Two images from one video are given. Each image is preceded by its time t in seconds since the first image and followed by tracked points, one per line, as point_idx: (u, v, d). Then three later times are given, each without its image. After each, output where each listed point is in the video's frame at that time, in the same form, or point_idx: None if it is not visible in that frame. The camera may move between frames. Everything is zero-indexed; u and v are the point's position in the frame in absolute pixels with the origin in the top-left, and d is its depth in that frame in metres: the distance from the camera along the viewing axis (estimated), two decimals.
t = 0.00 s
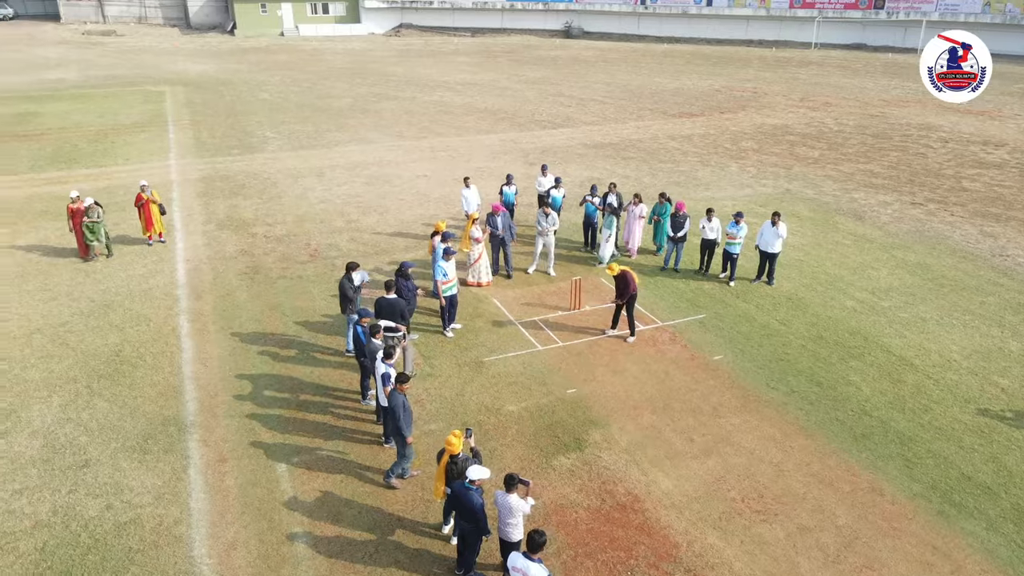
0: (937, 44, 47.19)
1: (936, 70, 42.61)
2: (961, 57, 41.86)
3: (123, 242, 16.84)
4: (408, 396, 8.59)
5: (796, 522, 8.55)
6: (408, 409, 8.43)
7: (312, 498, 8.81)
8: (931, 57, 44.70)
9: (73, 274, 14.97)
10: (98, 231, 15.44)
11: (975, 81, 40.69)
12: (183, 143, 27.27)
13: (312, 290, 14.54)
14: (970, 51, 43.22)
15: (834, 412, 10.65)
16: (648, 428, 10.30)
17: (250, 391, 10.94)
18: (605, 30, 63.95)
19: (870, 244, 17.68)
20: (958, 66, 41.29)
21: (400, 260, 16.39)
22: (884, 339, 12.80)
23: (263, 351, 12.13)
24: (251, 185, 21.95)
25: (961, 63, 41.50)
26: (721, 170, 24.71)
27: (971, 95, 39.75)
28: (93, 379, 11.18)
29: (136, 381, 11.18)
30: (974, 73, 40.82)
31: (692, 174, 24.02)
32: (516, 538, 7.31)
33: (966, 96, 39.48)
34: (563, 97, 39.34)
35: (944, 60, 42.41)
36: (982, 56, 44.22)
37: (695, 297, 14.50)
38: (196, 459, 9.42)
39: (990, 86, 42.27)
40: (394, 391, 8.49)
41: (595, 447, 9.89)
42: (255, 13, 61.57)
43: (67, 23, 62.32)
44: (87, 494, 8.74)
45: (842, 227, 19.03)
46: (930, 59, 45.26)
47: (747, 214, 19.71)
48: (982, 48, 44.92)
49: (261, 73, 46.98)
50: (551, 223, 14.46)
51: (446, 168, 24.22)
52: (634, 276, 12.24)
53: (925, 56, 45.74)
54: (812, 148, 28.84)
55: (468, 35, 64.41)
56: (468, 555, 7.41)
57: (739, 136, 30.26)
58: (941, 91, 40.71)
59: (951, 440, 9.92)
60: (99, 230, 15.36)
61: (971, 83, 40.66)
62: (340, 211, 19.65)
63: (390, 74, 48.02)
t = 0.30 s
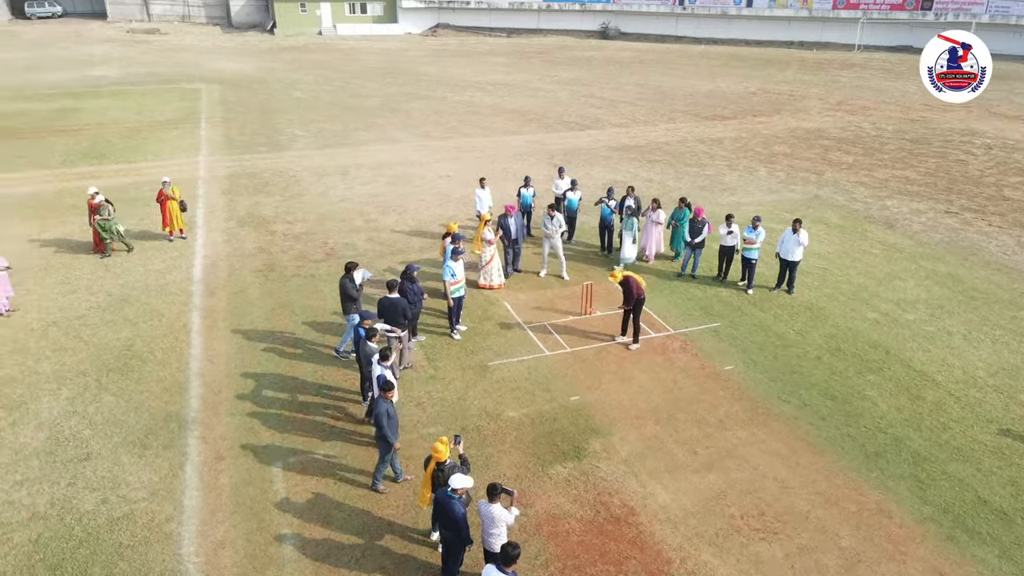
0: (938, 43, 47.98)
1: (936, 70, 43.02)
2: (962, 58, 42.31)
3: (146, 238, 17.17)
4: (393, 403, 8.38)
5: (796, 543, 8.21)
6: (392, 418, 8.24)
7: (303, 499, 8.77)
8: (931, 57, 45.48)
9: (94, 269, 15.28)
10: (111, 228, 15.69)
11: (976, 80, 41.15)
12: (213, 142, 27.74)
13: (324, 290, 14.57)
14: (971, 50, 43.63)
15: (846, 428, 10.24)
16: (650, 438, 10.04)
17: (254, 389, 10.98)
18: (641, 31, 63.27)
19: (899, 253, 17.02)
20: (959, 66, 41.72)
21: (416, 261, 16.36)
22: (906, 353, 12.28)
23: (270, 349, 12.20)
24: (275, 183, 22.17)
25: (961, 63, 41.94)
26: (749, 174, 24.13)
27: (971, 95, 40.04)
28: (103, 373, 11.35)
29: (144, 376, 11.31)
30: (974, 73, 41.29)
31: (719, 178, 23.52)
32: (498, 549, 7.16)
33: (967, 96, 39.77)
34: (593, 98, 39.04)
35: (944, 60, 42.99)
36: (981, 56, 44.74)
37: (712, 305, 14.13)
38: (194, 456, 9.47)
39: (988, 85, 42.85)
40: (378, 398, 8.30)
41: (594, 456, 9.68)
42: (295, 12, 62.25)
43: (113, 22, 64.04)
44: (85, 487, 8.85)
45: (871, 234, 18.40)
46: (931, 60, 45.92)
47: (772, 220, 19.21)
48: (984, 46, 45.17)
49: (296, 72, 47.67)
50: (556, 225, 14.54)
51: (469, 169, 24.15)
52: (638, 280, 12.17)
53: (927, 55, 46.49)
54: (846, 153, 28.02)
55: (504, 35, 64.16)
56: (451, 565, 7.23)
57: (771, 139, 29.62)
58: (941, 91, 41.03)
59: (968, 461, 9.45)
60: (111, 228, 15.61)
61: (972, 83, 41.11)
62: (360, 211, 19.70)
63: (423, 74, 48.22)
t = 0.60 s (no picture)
0: (936, 43, 50.39)
1: (937, 69, 44.72)
2: (961, 58, 44.48)
3: (164, 234, 17.47)
4: (374, 407, 8.46)
5: (787, 557, 8.00)
6: (370, 422, 8.32)
7: (291, 497, 8.80)
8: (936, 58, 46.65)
9: (110, 264, 15.58)
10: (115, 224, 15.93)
11: (975, 80, 42.14)
12: (238, 140, 28.17)
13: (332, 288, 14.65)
14: (971, 53, 45.59)
15: (848, 440, 9.96)
16: (645, 445, 9.89)
17: (253, 385, 11.07)
18: (674, 31, 62.68)
19: (920, 260, 16.52)
20: (960, 66, 43.37)
21: (426, 261, 16.36)
22: (918, 363, 11.89)
23: (273, 345, 12.30)
24: (294, 181, 22.40)
25: (961, 63, 43.75)
26: (772, 177, 23.67)
27: (969, 94, 40.77)
28: (108, 367, 11.54)
29: (148, 370, 11.48)
30: (974, 73, 42.63)
31: (740, 181, 23.14)
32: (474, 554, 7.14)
33: (966, 96, 40.44)
34: (618, 98, 38.82)
35: (944, 60, 44.76)
36: (985, 59, 46.13)
37: (721, 311, 13.86)
38: (189, 451, 9.56)
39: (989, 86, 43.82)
40: (358, 403, 8.36)
41: (586, 462, 9.57)
42: (327, 13, 62.08)
43: (152, 20, 65.56)
44: (80, 479, 8.98)
45: (893, 240, 17.94)
46: (931, 59, 47.95)
47: (791, 224, 18.84)
48: (982, 47, 48.50)
49: (325, 71, 48.23)
50: (561, 225, 14.91)
51: (488, 170, 24.12)
52: (642, 286, 12.04)
53: (927, 56, 48.55)
54: (874, 157, 27.38)
55: (535, 36, 63.82)
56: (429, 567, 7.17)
57: (798, 142, 29.13)
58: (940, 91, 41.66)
59: (974, 477, 9.11)
60: (114, 224, 15.84)
61: (972, 83, 42.03)
62: (375, 210, 19.81)
63: (451, 74, 48.43)
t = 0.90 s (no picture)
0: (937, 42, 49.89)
1: (936, 69, 44.08)
2: (961, 58, 43.60)
3: (183, 230, 17.87)
4: (359, 405, 8.60)
5: (772, 567, 7.84)
6: (354, 420, 8.47)
7: (281, 491, 8.90)
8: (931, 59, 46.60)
9: (128, 258, 15.95)
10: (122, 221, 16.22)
11: (975, 80, 41.94)
12: (264, 138, 28.64)
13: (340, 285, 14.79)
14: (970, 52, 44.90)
15: (848, 451, 9.72)
16: (638, 450, 9.79)
17: (255, 379, 11.24)
18: (708, 32, 61.86)
19: (942, 268, 15.99)
20: (959, 66, 42.68)
21: (437, 260, 16.40)
22: (930, 374, 11.54)
23: (278, 340, 12.45)
24: (315, 179, 22.66)
25: (961, 63, 43.04)
26: (794, 181, 23.20)
27: (969, 94, 40.71)
28: (117, 358, 11.80)
29: (155, 361, 11.72)
30: (974, 73, 42.19)
31: (760, 184, 22.72)
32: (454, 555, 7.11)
33: (966, 96, 40.33)
34: (645, 100, 38.52)
35: (944, 60, 44.10)
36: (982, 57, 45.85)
37: (729, 316, 13.65)
38: (186, 442, 9.73)
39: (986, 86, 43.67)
40: (343, 401, 8.50)
41: (577, 465, 9.51)
42: (361, 12, 62.44)
43: (191, 19, 67.02)
44: (80, 466, 9.20)
45: (914, 246, 17.46)
46: (931, 60, 47.47)
47: (810, 230, 18.43)
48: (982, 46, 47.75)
49: (355, 70, 48.67)
50: (570, 225, 14.88)
51: (506, 170, 24.11)
52: (647, 288, 11.93)
53: (929, 56, 47.77)
54: (903, 161, 26.65)
55: (566, 36, 63.20)
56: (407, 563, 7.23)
57: (825, 146, 28.55)
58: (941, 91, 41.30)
59: (977, 493, 8.83)
60: (118, 222, 16.14)
61: (972, 83, 41.75)
62: (391, 208, 19.96)
63: (480, 73, 48.57)
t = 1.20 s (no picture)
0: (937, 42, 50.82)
1: (936, 69, 45.11)
2: (961, 58, 44.79)
3: (202, 225, 18.28)
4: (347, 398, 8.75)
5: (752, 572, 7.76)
6: (343, 413, 8.62)
7: (272, 480, 9.06)
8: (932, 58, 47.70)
9: (147, 251, 16.38)
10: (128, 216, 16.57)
11: (974, 80, 42.54)
12: (290, 136, 29.12)
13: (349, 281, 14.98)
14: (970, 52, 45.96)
15: (842, 459, 9.55)
16: (629, 451, 9.76)
17: (256, 371, 11.45)
18: (742, 33, 61.13)
19: (960, 276, 15.58)
20: (959, 66, 43.75)
21: (447, 258, 16.49)
22: (936, 382, 11.27)
23: (283, 333, 12.67)
24: (334, 176, 22.98)
25: (961, 63, 44.15)
26: (816, 184, 22.84)
27: (969, 94, 41.10)
28: (126, 348, 12.12)
29: (162, 352, 12.01)
30: (973, 73, 43.07)
31: (780, 188, 22.41)
32: (428, 548, 7.18)
33: (966, 96, 40.61)
34: (671, 101, 38.29)
35: (944, 60, 45.26)
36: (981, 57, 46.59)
37: (735, 319, 13.48)
38: (185, 431, 9.97)
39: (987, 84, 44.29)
40: (332, 394, 8.66)
41: (566, 464, 9.51)
42: (394, 11, 62.69)
43: (230, 18, 68.46)
44: (81, 451, 9.48)
45: (934, 252, 17.06)
46: (931, 59, 48.46)
47: (827, 234, 18.11)
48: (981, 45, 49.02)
49: (384, 69, 49.24)
50: (581, 224, 14.74)
51: (525, 170, 24.15)
52: (651, 287, 11.86)
53: (928, 56, 48.85)
54: (932, 166, 26.05)
55: (597, 37, 62.65)
56: (385, 553, 7.37)
57: (852, 148, 28.07)
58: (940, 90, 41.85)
59: (972, 504, 8.62)
60: (123, 216, 16.53)
61: (972, 83, 42.20)
62: (407, 206, 20.14)
63: (508, 73, 48.72)
